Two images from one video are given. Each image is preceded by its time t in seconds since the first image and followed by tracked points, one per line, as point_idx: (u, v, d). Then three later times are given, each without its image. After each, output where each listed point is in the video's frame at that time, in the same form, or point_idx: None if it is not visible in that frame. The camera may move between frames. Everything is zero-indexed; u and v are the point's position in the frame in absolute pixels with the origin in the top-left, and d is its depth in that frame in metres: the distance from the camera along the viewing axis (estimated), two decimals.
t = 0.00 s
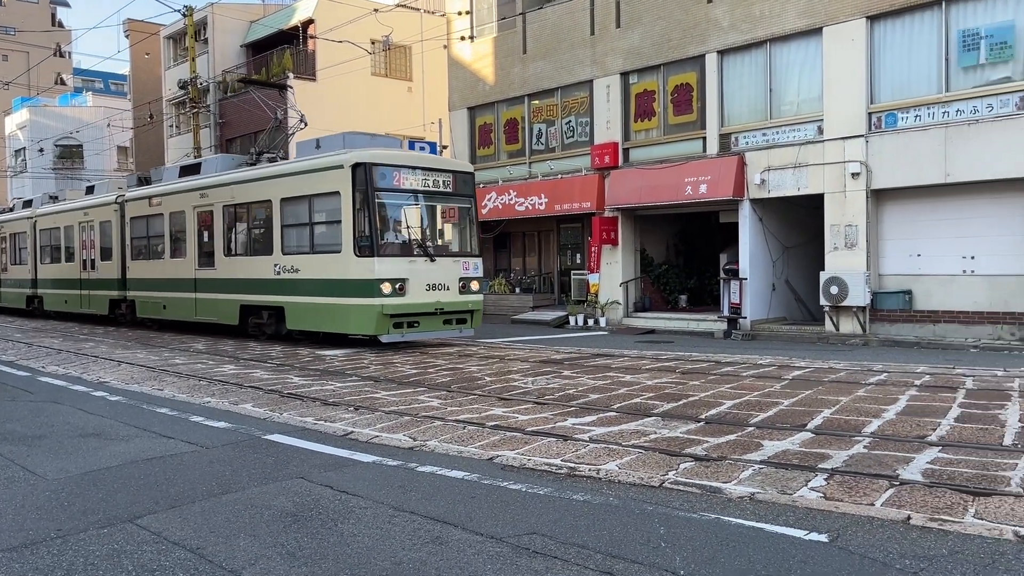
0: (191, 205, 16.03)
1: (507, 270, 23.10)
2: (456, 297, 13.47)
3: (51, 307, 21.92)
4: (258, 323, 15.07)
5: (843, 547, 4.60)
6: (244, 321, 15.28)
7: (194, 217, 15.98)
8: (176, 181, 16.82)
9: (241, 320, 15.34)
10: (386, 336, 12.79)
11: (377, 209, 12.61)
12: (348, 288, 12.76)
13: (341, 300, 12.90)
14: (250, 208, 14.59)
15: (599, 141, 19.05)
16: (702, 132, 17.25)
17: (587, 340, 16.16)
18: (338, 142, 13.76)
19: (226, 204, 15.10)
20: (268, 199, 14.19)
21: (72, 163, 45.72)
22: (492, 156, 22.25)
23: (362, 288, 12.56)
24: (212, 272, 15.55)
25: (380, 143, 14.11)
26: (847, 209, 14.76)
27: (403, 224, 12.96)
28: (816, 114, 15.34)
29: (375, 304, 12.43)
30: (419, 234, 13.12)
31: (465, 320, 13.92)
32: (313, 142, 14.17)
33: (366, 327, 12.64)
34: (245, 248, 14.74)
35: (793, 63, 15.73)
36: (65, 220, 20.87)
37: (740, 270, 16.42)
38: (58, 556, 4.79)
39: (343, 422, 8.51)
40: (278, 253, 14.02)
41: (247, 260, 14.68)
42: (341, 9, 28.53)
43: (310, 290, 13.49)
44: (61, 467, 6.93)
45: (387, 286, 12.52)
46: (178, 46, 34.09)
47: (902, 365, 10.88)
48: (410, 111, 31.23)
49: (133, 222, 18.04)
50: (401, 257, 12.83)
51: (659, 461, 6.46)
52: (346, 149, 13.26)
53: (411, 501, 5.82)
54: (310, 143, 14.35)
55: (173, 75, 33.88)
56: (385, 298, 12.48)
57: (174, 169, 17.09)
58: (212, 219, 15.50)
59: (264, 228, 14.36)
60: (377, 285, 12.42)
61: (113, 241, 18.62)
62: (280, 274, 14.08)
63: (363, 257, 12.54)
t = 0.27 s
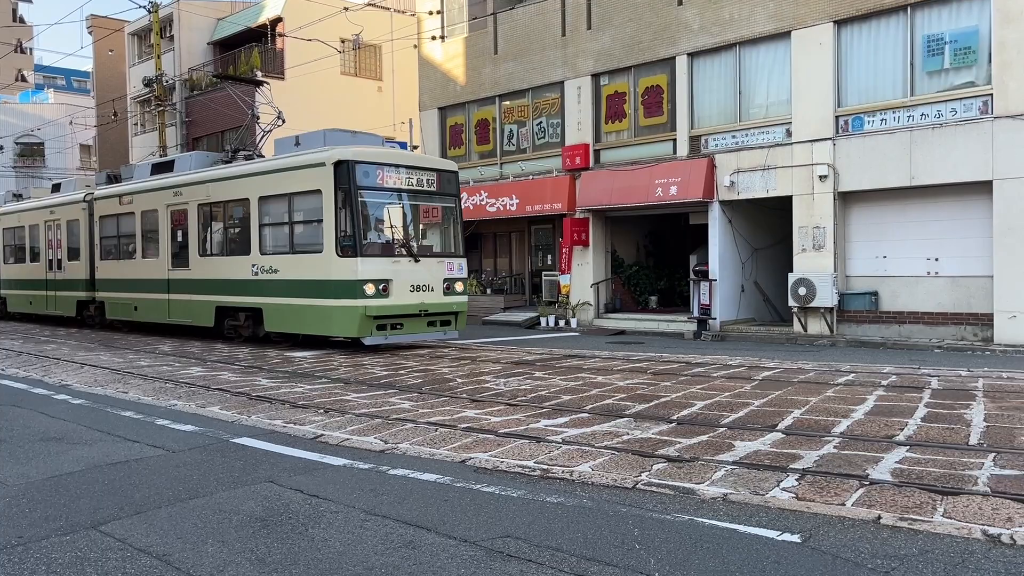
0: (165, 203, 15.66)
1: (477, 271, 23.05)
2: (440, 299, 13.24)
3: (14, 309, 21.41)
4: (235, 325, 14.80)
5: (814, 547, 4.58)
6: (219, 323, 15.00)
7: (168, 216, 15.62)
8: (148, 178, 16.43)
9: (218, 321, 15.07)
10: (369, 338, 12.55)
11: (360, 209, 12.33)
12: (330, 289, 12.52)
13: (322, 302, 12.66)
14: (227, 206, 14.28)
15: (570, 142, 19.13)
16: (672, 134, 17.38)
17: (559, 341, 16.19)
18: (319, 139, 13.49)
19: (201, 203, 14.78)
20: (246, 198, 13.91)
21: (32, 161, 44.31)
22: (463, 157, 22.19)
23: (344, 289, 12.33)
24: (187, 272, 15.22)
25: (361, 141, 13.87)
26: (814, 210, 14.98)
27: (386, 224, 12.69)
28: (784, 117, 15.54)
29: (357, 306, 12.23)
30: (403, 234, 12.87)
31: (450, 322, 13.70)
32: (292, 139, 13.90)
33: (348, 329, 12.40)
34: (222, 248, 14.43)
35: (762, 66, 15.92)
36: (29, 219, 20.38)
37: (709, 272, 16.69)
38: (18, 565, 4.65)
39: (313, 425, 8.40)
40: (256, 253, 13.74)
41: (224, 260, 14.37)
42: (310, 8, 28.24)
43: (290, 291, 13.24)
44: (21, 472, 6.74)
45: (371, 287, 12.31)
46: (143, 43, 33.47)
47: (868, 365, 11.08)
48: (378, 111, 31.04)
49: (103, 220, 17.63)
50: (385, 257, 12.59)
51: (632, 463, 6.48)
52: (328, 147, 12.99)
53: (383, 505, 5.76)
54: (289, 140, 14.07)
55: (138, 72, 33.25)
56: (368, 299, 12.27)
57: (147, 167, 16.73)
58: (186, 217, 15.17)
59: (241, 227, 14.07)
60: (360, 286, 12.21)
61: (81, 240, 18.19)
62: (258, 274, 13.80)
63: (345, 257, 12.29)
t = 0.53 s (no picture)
0: (135, 202, 15.13)
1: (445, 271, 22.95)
2: (424, 300, 12.89)
3: None
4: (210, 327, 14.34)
5: (782, 545, 4.51)
6: (193, 325, 14.49)
7: (138, 215, 15.09)
8: (117, 176, 15.90)
9: (191, 324, 14.58)
10: (351, 340, 12.17)
11: (342, 207, 11.97)
12: (310, 290, 12.13)
13: (302, 303, 12.26)
14: (200, 205, 13.79)
15: (538, 144, 19.19)
16: (639, 136, 17.49)
17: (527, 342, 16.19)
18: (297, 136, 13.12)
19: (173, 202, 14.25)
20: (220, 196, 13.42)
21: None
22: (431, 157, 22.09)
23: (326, 290, 11.95)
24: (159, 273, 14.69)
25: (341, 138, 13.53)
26: (779, 213, 15.20)
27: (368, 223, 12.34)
28: (750, 120, 15.74)
29: (339, 307, 11.85)
30: (386, 234, 12.53)
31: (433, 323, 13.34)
32: (269, 136, 13.51)
33: (329, 331, 12.02)
34: (196, 248, 13.92)
35: (728, 69, 16.10)
36: None
37: (676, 272, 16.77)
38: None
39: (279, 428, 8.27)
40: (231, 253, 13.28)
41: (198, 261, 13.87)
42: (276, 6, 27.88)
43: (267, 292, 12.81)
44: None
45: (353, 288, 11.94)
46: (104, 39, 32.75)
47: (832, 366, 11.28)
48: (345, 111, 30.77)
49: (70, 219, 17.08)
50: (368, 257, 12.24)
51: (601, 464, 6.48)
52: (308, 143, 12.60)
53: (351, 508, 5.69)
54: (266, 137, 13.65)
55: (99, 69, 32.54)
56: (351, 301, 11.89)
57: (116, 165, 16.22)
58: (157, 217, 14.64)
59: (215, 226, 13.59)
60: (342, 287, 11.84)
61: (45, 240, 17.70)
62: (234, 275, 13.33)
63: (326, 257, 11.93)
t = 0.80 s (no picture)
0: (105, 200, 14.62)
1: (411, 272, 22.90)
2: (406, 302, 12.56)
3: None
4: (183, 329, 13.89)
5: (746, 547, 4.51)
6: (166, 327, 14.04)
7: (107, 214, 14.59)
8: (84, 173, 15.37)
9: (163, 326, 14.12)
10: (332, 344, 11.79)
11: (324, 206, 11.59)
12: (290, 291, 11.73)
13: (281, 305, 11.85)
14: (174, 204, 13.33)
15: (503, 145, 19.18)
16: (604, 138, 17.60)
17: (493, 343, 16.17)
18: (276, 133, 12.73)
19: (145, 200, 13.78)
20: (195, 194, 12.97)
21: None
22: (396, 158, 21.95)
23: (307, 291, 11.56)
24: (130, 273, 14.19)
25: (320, 135, 13.19)
26: (741, 216, 15.41)
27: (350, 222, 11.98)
28: (713, 124, 15.93)
29: (320, 310, 11.47)
30: (368, 234, 12.18)
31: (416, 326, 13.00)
32: (247, 132, 13.11)
33: (310, 334, 11.62)
34: (169, 248, 13.45)
35: (691, 73, 16.27)
36: None
37: (640, 275, 16.91)
38: None
39: (241, 431, 8.13)
40: (207, 252, 12.83)
41: (171, 261, 13.40)
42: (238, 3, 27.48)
43: (245, 293, 12.38)
44: None
45: (335, 289, 11.57)
46: (59, 35, 31.96)
47: (794, 367, 11.46)
48: (310, 111, 30.43)
49: (35, 218, 16.51)
50: (351, 257, 11.88)
51: (567, 465, 6.48)
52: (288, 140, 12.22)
53: (315, 512, 5.61)
54: (243, 133, 13.24)
55: (54, 65, 31.74)
56: (333, 303, 11.52)
57: (83, 162, 15.72)
58: (127, 216, 14.16)
59: (190, 225, 13.14)
60: (324, 289, 11.46)
61: (7, 240, 17.18)
62: (209, 275, 12.89)
63: (307, 258, 11.55)
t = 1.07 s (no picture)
0: (71, 198, 14.05)
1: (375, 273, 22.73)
2: (392, 304, 12.23)
3: None
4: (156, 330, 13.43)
5: (710, 547, 4.55)
6: (138, 330, 13.59)
7: (74, 212, 14.01)
8: (49, 169, 14.77)
9: (135, 327, 13.66)
10: (316, 347, 11.45)
11: (308, 206, 11.23)
12: (272, 293, 11.35)
13: (262, 307, 11.46)
14: (147, 202, 12.84)
15: (468, 147, 19.15)
16: (568, 140, 17.68)
17: (457, 345, 16.12)
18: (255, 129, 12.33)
19: (115, 198, 13.26)
20: (170, 192, 12.50)
21: None
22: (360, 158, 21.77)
23: (290, 293, 11.21)
24: (100, 274, 13.65)
25: (301, 132, 12.82)
26: (703, 218, 15.61)
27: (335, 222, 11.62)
28: (676, 127, 16.10)
29: (304, 312, 11.11)
30: (353, 234, 11.83)
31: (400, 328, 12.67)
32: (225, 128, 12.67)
33: (293, 336, 11.25)
34: (142, 248, 12.96)
35: (654, 77, 16.43)
36: None
37: (604, 277, 17.03)
38: None
39: (201, 435, 7.97)
40: (182, 252, 12.35)
41: (144, 262, 12.91)
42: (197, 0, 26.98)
43: (223, 295, 11.94)
44: None
45: (319, 291, 11.22)
46: (11, 30, 31.07)
47: (755, 368, 11.64)
48: (271, 110, 29.99)
49: None
50: (335, 258, 11.53)
51: (532, 467, 6.47)
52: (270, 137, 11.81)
53: (277, 517, 5.51)
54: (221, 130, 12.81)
55: (5, 61, 30.84)
56: (317, 305, 11.16)
57: (47, 157, 15.13)
58: (96, 214, 13.62)
59: (165, 224, 12.64)
60: (308, 290, 11.10)
61: None
62: (185, 276, 12.42)
63: (290, 258, 11.18)
